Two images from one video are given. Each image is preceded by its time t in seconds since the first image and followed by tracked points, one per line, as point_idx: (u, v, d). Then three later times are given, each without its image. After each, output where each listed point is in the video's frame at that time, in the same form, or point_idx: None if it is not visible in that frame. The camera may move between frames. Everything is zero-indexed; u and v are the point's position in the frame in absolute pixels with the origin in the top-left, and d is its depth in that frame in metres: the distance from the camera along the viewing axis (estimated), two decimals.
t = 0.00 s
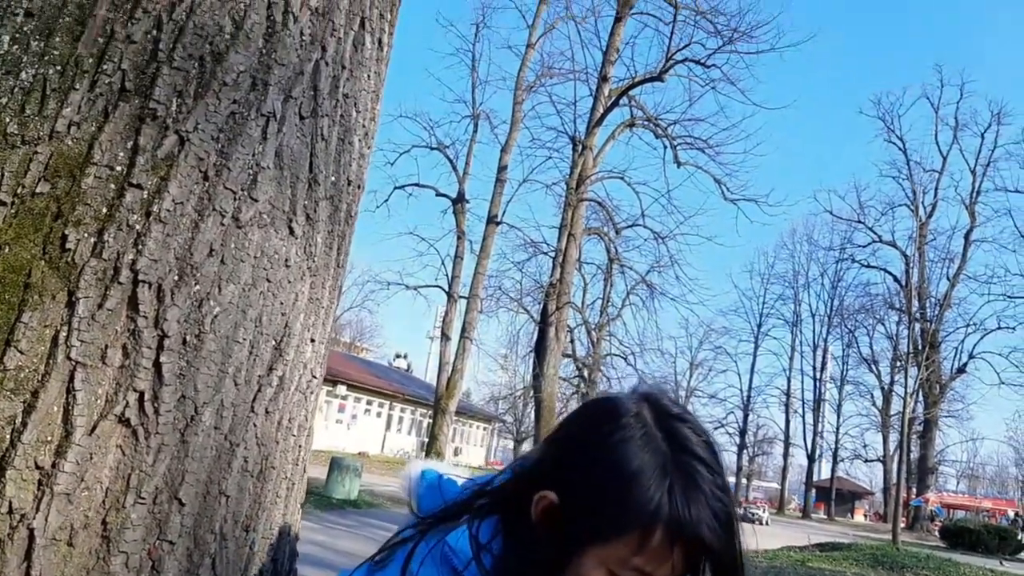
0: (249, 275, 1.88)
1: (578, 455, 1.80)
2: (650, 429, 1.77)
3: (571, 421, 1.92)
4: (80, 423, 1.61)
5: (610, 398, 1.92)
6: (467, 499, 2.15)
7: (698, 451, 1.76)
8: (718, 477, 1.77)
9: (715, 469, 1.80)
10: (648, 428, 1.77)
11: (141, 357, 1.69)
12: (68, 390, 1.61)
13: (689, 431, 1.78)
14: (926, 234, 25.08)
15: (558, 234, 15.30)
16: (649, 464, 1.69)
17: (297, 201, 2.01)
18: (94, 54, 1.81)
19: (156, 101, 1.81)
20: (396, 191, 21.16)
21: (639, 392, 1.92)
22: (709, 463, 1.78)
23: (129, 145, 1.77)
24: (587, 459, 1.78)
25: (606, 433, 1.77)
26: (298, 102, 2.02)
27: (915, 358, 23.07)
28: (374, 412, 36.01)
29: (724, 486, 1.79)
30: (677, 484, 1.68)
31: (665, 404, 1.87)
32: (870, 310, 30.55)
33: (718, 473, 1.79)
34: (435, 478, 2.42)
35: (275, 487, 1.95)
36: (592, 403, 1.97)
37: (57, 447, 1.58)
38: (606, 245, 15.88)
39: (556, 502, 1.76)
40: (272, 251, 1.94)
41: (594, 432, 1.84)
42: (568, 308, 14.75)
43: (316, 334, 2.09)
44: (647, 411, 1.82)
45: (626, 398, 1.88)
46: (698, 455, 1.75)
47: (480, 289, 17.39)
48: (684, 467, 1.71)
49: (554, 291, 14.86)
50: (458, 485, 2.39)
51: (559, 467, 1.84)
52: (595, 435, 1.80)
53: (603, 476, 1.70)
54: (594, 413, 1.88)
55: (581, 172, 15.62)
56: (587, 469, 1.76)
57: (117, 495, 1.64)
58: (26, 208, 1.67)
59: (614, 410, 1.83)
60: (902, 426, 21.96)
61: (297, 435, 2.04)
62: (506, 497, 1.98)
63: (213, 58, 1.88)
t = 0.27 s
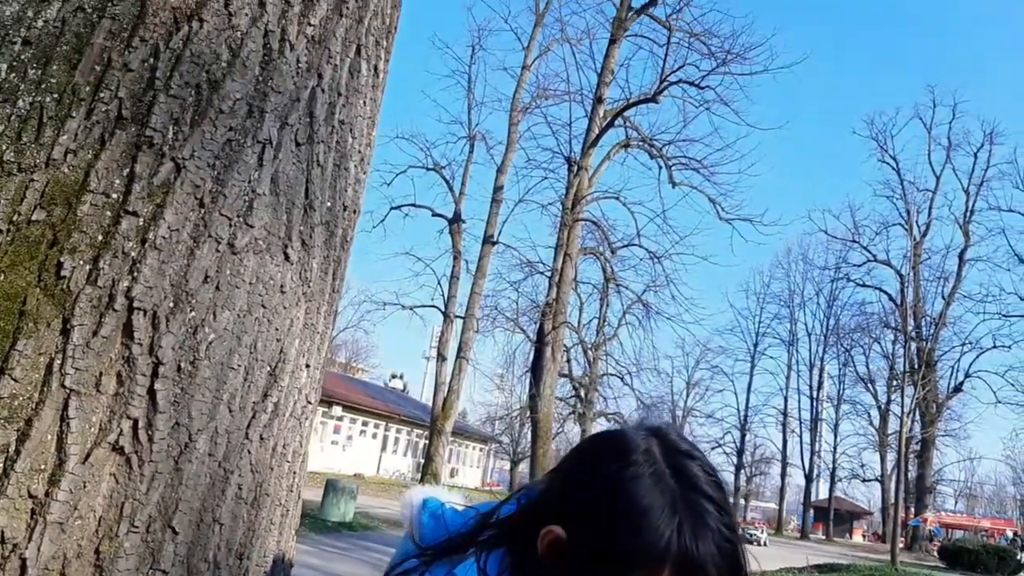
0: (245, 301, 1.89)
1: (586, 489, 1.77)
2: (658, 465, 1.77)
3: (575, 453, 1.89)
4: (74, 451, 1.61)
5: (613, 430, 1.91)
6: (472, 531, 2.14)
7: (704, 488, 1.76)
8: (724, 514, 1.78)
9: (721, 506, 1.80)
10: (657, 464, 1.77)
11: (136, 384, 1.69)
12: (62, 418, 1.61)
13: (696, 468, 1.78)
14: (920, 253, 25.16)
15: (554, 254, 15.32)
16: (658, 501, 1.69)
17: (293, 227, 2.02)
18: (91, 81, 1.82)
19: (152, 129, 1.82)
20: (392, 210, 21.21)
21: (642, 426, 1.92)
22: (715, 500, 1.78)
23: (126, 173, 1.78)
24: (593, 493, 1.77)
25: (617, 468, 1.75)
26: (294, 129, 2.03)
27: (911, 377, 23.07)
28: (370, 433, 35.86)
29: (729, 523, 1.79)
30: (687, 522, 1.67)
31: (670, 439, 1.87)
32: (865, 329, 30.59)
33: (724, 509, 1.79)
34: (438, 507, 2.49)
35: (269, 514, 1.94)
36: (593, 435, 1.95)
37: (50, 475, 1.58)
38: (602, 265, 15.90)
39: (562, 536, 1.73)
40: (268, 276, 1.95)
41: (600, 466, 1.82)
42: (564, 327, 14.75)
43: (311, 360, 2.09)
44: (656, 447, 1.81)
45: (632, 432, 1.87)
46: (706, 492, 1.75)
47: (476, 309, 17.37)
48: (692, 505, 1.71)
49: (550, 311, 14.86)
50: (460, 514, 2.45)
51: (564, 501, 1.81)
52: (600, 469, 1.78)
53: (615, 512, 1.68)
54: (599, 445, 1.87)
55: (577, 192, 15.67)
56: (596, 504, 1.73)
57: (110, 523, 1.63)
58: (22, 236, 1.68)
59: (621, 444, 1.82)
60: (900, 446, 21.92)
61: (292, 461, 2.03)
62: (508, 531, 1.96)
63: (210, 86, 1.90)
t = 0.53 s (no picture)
0: (241, 329, 1.89)
1: (592, 527, 1.77)
2: (667, 503, 1.77)
3: (581, 492, 1.89)
4: (68, 480, 1.61)
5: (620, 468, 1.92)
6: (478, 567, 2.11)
7: (713, 529, 1.77)
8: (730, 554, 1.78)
9: (727, 546, 1.80)
10: (664, 502, 1.77)
11: (131, 413, 1.69)
12: (56, 447, 1.61)
13: (703, 507, 1.78)
14: (915, 277, 25.23)
15: (550, 276, 15.35)
16: (667, 540, 1.69)
17: (290, 255, 2.03)
18: (91, 110, 1.83)
19: (151, 158, 1.83)
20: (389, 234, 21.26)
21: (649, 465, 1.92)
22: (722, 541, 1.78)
23: (124, 201, 1.78)
24: (601, 530, 1.76)
25: (626, 505, 1.75)
26: (292, 157, 2.05)
27: (908, 401, 23.03)
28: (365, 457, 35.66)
29: (736, 563, 1.79)
30: (695, 562, 1.67)
31: (677, 478, 1.86)
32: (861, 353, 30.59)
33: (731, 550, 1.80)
34: (439, 541, 2.47)
35: (263, 543, 1.93)
36: (599, 474, 1.96)
37: (44, 505, 1.58)
38: (598, 288, 15.91)
39: (567, 573, 1.66)
40: (264, 304, 1.95)
41: (608, 503, 1.82)
42: (560, 349, 14.74)
43: (307, 388, 2.08)
44: (664, 484, 1.81)
45: (640, 470, 1.87)
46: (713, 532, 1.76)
47: (473, 331, 17.35)
48: (700, 544, 1.71)
49: (546, 333, 14.85)
50: (461, 548, 2.44)
51: (570, 538, 1.79)
52: (609, 507, 1.78)
53: (625, 547, 1.67)
54: (606, 483, 1.87)
55: (573, 215, 15.72)
56: (602, 542, 1.73)
57: (103, 553, 1.63)
58: (19, 264, 1.69)
59: (630, 483, 1.82)
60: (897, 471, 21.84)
61: (287, 489, 2.02)
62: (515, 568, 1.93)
63: (209, 115, 1.91)
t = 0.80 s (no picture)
0: (236, 358, 1.89)
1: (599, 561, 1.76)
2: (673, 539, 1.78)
3: (585, 525, 1.88)
4: (60, 512, 1.61)
5: (623, 501, 1.92)
6: None
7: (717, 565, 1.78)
8: None
9: None
10: (671, 538, 1.78)
11: (124, 444, 1.69)
12: (49, 478, 1.61)
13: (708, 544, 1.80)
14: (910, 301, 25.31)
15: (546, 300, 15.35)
16: None
17: (285, 284, 2.03)
18: (88, 141, 1.84)
19: (148, 188, 1.84)
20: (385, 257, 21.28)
21: (653, 499, 1.94)
22: None
23: (120, 231, 1.79)
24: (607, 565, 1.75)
25: (634, 539, 1.75)
26: (288, 187, 2.06)
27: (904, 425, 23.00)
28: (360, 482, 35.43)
29: None
30: None
31: (682, 513, 1.89)
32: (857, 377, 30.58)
33: None
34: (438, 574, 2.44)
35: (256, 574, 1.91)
36: (602, 507, 1.95)
37: (35, 537, 1.58)
38: (593, 312, 15.93)
39: None
40: (259, 333, 1.95)
41: (613, 537, 1.82)
42: (556, 373, 14.72)
43: (302, 416, 2.08)
44: (670, 520, 1.83)
45: (645, 504, 1.89)
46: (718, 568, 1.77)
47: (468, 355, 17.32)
48: None
49: (542, 357, 14.84)
50: None
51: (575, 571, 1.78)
52: (616, 542, 1.78)
53: None
54: (612, 515, 1.87)
55: (569, 239, 15.76)
56: None
57: None
58: (15, 294, 1.69)
59: (636, 517, 1.83)
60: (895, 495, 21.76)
61: (281, 519, 2.00)
62: None
63: (206, 146, 1.93)
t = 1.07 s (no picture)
0: (235, 387, 1.89)
1: None
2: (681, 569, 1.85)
3: (595, 553, 1.93)
4: (60, 544, 1.61)
5: (632, 530, 1.98)
6: None
7: None
8: None
9: None
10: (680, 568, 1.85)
11: (123, 475, 1.70)
12: (48, 510, 1.61)
13: None
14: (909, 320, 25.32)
15: (546, 320, 15.35)
16: None
17: (284, 312, 2.04)
18: (88, 172, 1.85)
19: (148, 219, 1.85)
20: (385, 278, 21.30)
21: (660, 529, 2.00)
22: None
23: (120, 262, 1.80)
24: None
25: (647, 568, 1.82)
26: (288, 216, 2.07)
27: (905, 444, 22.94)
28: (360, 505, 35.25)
29: None
30: None
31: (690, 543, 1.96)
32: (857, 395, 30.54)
33: None
34: None
35: None
36: (609, 536, 2.00)
37: (34, 569, 1.58)
38: (593, 332, 15.94)
39: None
40: (258, 362, 1.96)
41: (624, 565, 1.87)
42: (557, 394, 14.70)
43: (301, 445, 2.08)
44: (679, 550, 1.90)
45: (654, 534, 1.95)
46: None
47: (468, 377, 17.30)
48: None
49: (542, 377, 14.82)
50: None
51: None
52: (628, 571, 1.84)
53: None
54: (623, 544, 1.92)
55: (568, 260, 15.79)
56: None
57: None
58: (15, 325, 1.69)
59: (645, 547, 1.88)
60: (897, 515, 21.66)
61: (281, 547, 2.00)
62: None
63: (206, 176, 1.94)
